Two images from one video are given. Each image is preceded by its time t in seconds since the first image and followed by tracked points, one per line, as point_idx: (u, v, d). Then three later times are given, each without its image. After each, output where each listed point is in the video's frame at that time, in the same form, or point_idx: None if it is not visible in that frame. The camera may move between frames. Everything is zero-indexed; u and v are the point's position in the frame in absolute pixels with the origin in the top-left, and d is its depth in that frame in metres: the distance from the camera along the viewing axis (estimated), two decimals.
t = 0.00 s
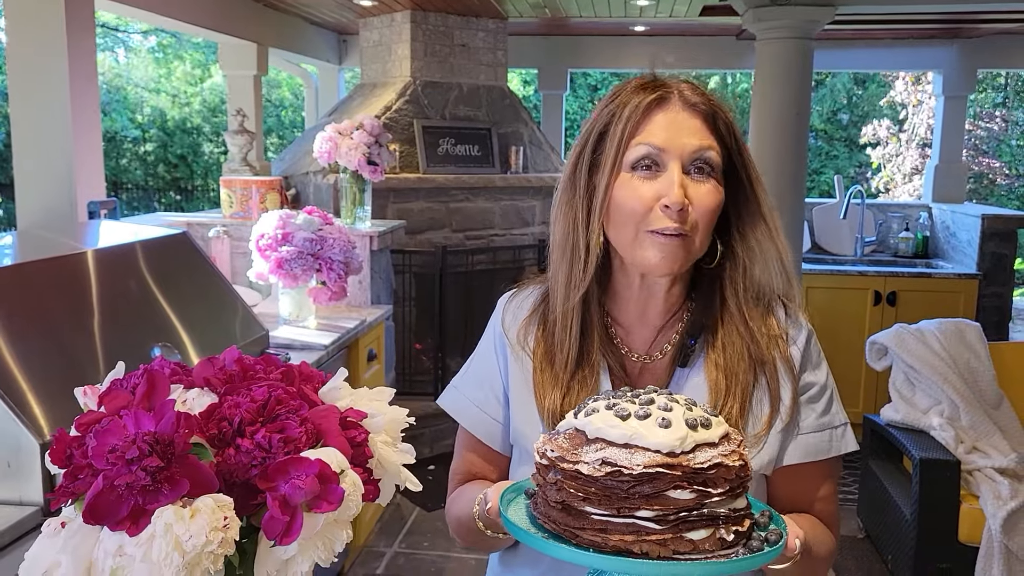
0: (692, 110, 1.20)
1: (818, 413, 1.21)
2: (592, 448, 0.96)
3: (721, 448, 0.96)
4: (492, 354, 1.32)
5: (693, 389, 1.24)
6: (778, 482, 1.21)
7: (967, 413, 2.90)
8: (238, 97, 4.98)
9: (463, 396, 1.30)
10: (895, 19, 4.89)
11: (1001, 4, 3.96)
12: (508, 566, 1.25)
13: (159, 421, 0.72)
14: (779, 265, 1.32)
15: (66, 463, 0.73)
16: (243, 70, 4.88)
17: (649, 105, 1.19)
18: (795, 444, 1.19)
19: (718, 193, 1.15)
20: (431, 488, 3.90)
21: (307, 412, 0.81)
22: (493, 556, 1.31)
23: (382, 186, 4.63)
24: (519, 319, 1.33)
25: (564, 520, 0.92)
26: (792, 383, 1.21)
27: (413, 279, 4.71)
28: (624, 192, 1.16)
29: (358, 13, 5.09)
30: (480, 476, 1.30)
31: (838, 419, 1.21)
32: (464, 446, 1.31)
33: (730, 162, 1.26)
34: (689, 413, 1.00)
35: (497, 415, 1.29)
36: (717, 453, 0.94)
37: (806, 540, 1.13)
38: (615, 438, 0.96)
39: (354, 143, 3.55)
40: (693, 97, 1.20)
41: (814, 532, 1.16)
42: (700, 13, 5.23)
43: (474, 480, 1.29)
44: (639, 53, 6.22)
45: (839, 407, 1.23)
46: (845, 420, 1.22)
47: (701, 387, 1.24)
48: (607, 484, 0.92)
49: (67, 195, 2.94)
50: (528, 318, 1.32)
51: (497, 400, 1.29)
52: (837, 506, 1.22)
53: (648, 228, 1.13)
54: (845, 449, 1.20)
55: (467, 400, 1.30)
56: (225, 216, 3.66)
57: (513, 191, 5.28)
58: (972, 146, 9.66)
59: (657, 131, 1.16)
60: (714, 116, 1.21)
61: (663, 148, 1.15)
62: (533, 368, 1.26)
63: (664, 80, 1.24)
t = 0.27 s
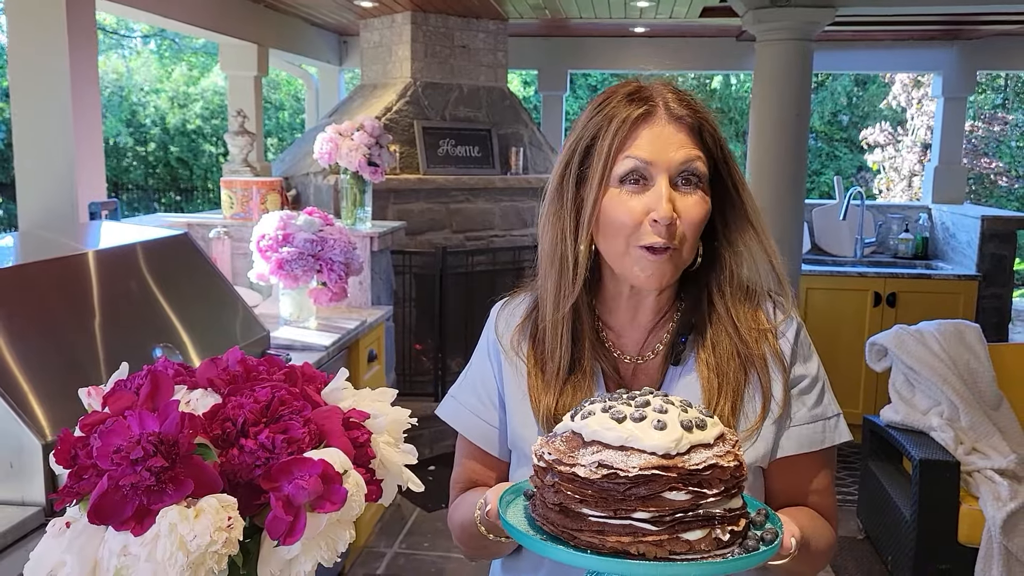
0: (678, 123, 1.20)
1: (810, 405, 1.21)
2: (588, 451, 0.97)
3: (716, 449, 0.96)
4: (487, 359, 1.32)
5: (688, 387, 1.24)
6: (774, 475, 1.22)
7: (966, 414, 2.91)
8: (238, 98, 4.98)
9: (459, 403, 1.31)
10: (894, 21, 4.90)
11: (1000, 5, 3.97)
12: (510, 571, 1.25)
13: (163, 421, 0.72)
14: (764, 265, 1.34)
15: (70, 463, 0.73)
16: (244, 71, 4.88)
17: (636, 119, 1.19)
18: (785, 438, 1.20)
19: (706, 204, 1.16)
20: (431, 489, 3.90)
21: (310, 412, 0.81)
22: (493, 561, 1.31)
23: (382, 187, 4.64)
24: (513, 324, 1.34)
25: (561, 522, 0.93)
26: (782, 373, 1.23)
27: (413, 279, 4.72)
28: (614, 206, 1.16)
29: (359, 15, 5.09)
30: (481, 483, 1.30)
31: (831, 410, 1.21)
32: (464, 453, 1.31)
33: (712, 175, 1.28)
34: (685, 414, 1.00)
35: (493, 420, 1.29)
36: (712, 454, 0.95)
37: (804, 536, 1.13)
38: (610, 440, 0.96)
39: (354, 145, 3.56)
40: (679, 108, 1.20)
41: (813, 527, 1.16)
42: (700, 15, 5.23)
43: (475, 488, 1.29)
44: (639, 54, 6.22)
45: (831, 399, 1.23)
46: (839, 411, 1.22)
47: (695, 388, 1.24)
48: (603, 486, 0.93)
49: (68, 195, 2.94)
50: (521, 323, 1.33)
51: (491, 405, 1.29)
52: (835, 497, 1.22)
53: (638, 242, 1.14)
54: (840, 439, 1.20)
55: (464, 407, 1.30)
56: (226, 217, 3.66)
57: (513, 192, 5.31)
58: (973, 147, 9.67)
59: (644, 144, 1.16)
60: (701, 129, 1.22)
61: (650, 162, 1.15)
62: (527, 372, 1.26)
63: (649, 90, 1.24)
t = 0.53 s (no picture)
0: (671, 120, 1.21)
1: (811, 407, 1.22)
2: (592, 451, 0.97)
3: (718, 450, 0.97)
4: (488, 360, 1.32)
5: (687, 390, 1.25)
6: (776, 476, 1.22)
7: (965, 415, 2.91)
8: (238, 99, 4.99)
9: (461, 404, 1.31)
10: (894, 22, 4.91)
11: (1000, 7, 3.98)
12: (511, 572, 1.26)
13: (165, 422, 0.73)
14: (761, 260, 1.34)
15: (72, 463, 0.73)
16: (243, 72, 4.89)
17: (628, 117, 1.20)
18: (786, 441, 1.20)
19: (702, 199, 1.17)
20: (431, 489, 3.91)
21: (311, 413, 0.82)
22: (494, 562, 1.32)
23: (382, 188, 4.65)
24: (515, 324, 1.34)
25: (564, 522, 0.93)
26: (783, 376, 1.23)
27: (413, 281, 4.69)
28: (609, 205, 1.17)
29: (359, 16, 5.10)
30: (482, 484, 1.31)
31: (832, 412, 1.22)
32: (466, 456, 1.31)
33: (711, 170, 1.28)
34: (687, 415, 1.01)
35: (494, 421, 1.29)
36: (714, 455, 0.95)
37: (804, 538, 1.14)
38: (614, 441, 0.97)
39: (354, 146, 3.57)
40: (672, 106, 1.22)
41: (814, 527, 1.17)
42: (699, 16, 5.24)
43: (476, 488, 1.29)
44: (638, 56, 6.24)
45: (831, 401, 1.23)
46: (839, 413, 1.22)
47: (695, 389, 1.24)
48: (607, 486, 0.93)
49: (68, 197, 2.95)
50: (522, 323, 1.33)
51: (492, 405, 1.30)
52: (835, 496, 1.23)
53: (634, 238, 1.14)
54: (840, 441, 1.20)
55: (464, 407, 1.30)
56: (226, 217, 3.67)
57: (513, 194, 5.35)
58: (971, 148, 9.69)
59: (639, 142, 1.17)
60: (694, 125, 1.23)
61: (643, 160, 1.16)
62: (528, 374, 1.26)
63: (641, 89, 1.25)
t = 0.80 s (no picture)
0: (654, 108, 1.21)
1: (811, 409, 1.22)
2: (590, 462, 0.97)
3: (718, 458, 0.97)
4: (485, 359, 1.32)
5: (685, 391, 1.24)
6: (775, 480, 1.23)
7: (965, 415, 2.91)
8: (238, 99, 4.98)
9: (457, 404, 1.31)
10: (894, 22, 4.92)
11: (1000, 7, 3.99)
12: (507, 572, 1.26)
13: (167, 421, 0.73)
14: (755, 255, 1.33)
15: (75, 461, 0.73)
16: (243, 72, 4.88)
17: (610, 107, 1.21)
18: (788, 443, 1.21)
19: (685, 185, 1.16)
20: (431, 488, 3.91)
21: (313, 412, 0.82)
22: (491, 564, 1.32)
23: (382, 188, 4.67)
24: (513, 321, 1.34)
25: (564, 534, 0.94)
26: (783, 380, 1.23)
27: (413, 280, 4.70)
28: (593, 195, 1.17)
29: (359, 16, 5.10)
30: (479, 484, 1.31)
31: (832, 414, 1.23)
32: (462, 455, 1.32)
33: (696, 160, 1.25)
34: (685, 423, 1.01)
35: (491, 421, 1.29)
36: (714, 463, 0.95)
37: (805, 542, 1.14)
38: (612, 451, 0.97)
39: (354, 146, 3.57)
40: (655, 94, 1.22)
41: (815, 531, 1.17)
42: (700, 16, 5.24)
43: (473, 489, 1.30)
44: (638, 56, 6.24)
45: (832, 402, 1.24)
46: (839, 415, 1.23)
47: (694, 390, 1.24)
48: (606, 498, 0.93)
49: (69, 196, 2.95)
50: (519, 322, 1.33)
51: (490, 406, 1.30)
52: (834, 497, 1.24)
53: (616, 228, 1.14)
54: (840, 443, 1.21)
55: (461, 407, 1.30)
56: (226, 217, 3.67)
57: (513, 194, 5.36)
58: (971, 148, 9.70)
59: (622, 132, 1.18)
60: (676, 113, 1.21)
61: (623, 149, 1.17)
62: (527, 375, 1.27)
63: (625, 81, 1.26)
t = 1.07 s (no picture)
0: (645, 111, 1.21)
1: (803, 412, 1.22)
2: (586, 473, 0.97)
3: (715, 471, 0.97)
4: (481, 353, 1.33)
5: (679, 389, 1.24)
6: (767, 481, 1.24)
7: (964, 415, 2.91)
8: (238, 100, 4.98)
9: (453, 396, 1.31)
10: (894, 23, 4.92)
11: (999, 9, 3.99)
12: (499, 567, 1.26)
13: (166, 421, 0.73)
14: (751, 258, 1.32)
15: (74, 462, 0.74)
16: (243, 73, 4.89)
17: (602, 112, 1.22)
18: (781, 443, 1.21)
19: (676, 189, 1.16)
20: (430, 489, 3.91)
21: (310, 412, 0.82)
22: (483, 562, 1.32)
23: (382, 189, 4.68)
24: (511, 317, 1.35)
25: (559, 544, 0.95)
26: (779, 381, 1.22)
27: (412, 281, 4.71)
28: (583, 197, 1.18)
29: (359, 17, 5.10)
30: (471, 478, 1.31)
31: (824, 416, 1.23)
32: (455, 447, 1.32)
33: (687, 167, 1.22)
34: (683, 435, 1.01)
35: (487, 414, 1.30)
36: (712, 477, 0.95)
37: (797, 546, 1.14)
38: (610, 463, 0.96)
39: (354, 147, 3.57)
40: (646, 97, 1.22)
41: (806, 536, 1.18)
42: (699, 17, 5.25)
43: (464, 483, 1.30)
44: (637, 57, 6.25)
45: (824, 405, 1.25)
46: (832, 418, 1.24)
47: (691, 395, 1.23)
48: (602, 510, 0.93)
49: (68, 197, 2.95)
50: (515, 318, 1.34)
51: (485, 400, 1.30)
52: (824, 500, 1.24)
53: (606, 231, 1.15)
54: (832, 446, 1.22)
55: (456, 399, 1.31)
56: (226, 218, 3.67)
57: (513, 194, 5.37)
58: (970, 149, 9.71)
59: (613, 134, 1.18)
60: (666, 117, 1.21)
61: (614, 150, 1.17)
62: (523, 366, 1.27)
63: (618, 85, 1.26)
